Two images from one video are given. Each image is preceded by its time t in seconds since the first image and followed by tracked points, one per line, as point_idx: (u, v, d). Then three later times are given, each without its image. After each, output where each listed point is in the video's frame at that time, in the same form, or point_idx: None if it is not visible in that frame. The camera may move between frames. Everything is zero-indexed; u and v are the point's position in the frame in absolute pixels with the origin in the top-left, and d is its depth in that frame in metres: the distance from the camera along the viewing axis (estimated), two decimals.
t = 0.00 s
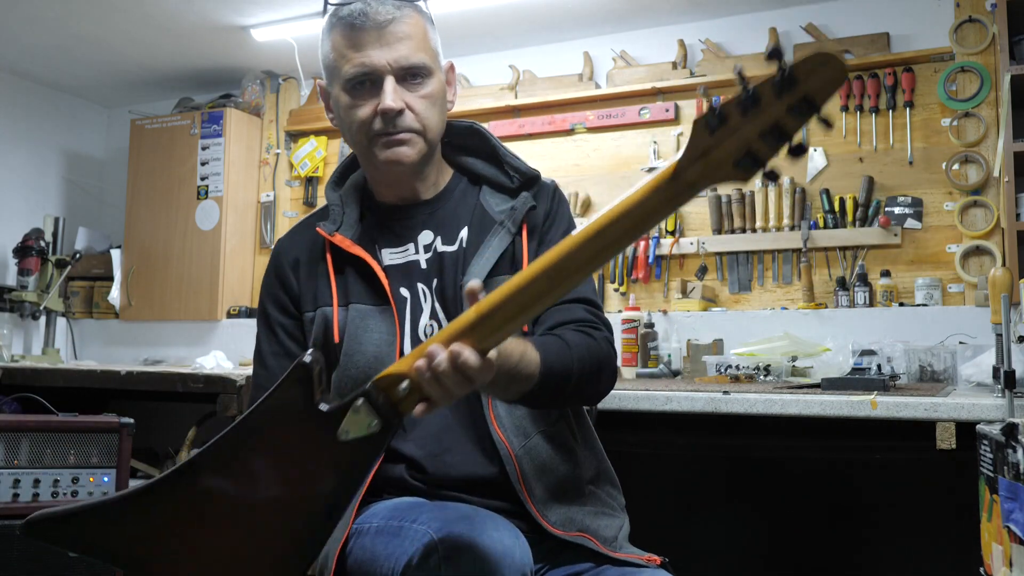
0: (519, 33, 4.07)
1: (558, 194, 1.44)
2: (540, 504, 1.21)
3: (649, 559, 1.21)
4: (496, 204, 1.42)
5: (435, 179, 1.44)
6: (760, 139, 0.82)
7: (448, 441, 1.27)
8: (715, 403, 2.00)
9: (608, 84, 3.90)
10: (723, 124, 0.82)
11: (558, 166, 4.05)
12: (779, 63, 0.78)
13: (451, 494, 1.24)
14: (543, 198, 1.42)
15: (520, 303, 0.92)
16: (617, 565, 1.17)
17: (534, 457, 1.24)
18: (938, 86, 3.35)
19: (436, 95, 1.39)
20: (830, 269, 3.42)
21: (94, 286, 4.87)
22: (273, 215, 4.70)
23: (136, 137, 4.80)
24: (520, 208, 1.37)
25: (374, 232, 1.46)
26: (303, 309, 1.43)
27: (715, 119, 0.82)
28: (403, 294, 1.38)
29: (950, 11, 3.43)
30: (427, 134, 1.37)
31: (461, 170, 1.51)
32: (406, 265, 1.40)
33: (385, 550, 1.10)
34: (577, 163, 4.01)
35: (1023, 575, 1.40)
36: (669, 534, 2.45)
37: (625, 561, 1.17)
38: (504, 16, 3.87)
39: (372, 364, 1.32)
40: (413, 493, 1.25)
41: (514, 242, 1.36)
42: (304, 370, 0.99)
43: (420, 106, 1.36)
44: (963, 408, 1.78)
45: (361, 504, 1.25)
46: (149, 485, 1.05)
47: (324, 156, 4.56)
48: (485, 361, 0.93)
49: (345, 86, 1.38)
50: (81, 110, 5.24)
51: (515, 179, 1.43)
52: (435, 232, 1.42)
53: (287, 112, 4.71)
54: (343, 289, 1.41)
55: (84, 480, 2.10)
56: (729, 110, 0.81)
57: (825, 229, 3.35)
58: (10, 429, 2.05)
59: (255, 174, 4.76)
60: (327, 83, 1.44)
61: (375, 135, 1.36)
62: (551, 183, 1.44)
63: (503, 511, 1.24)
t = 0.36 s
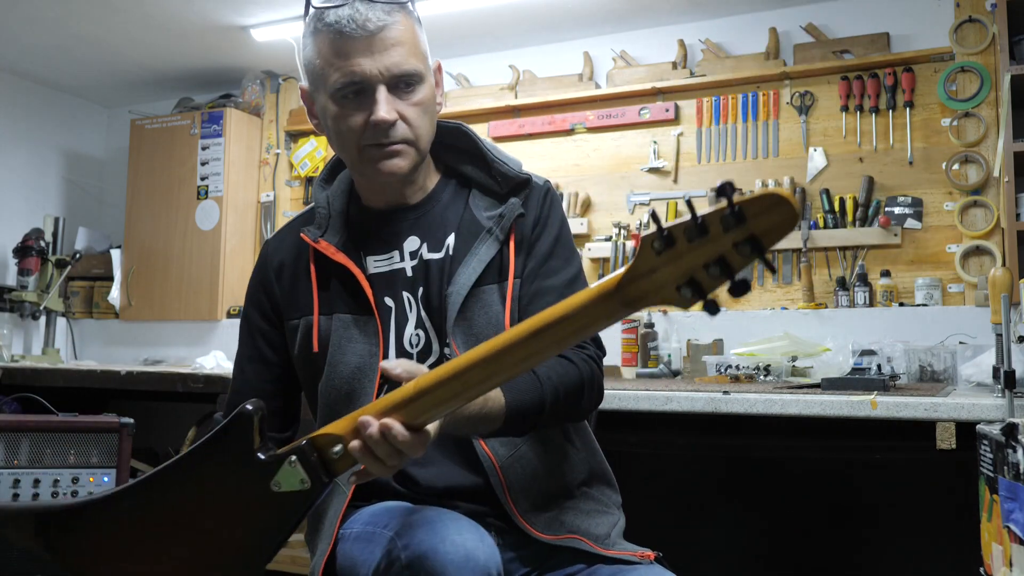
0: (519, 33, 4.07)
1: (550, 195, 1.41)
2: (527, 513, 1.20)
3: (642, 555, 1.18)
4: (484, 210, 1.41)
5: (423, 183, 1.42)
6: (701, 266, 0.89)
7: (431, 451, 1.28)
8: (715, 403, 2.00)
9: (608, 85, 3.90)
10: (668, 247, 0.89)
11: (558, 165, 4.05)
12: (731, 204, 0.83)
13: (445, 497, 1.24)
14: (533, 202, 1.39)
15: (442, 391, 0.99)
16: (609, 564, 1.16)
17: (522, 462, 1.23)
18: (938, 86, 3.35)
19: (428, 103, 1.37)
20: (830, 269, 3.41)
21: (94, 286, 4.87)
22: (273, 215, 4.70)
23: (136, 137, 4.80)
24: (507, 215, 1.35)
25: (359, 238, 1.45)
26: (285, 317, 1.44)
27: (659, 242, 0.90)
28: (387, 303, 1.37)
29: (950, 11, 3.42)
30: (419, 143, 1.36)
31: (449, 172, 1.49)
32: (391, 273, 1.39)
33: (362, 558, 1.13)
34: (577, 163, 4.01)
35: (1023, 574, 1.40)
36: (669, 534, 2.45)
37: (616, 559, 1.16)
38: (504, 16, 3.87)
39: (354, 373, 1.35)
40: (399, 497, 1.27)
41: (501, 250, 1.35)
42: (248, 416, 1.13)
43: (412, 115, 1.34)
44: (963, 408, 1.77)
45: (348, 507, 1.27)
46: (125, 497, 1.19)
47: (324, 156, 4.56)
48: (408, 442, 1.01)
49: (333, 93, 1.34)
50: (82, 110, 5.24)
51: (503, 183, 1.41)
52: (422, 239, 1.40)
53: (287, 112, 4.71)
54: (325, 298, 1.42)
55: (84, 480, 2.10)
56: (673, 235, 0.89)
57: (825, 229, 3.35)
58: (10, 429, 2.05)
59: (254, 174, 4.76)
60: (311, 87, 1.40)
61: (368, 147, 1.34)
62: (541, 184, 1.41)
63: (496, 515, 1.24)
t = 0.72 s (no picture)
0: (519, 33, 4.07)
1: (549, 200, 1.36)
2: (519, 515, 1.20)
3: (636, 553, 1.17)
4: (482, 211, 1.36)
5: (425, 180, 1.38)
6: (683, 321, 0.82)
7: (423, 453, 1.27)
8: (715, 403, 2.00)
9: (608, 85, 3.90)
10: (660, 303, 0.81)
11: (558, 165, 4.05)
12: (736, 272, 0.76)
13: (441, 497, 1.24)
14: (531, 205, 1.34)
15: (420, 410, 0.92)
16: (601, 562, 1.15)
17: (517, 463, 1.22)
18: (938, 86, 3.35)
19: (439, 96, 1.34)
20: (830, 269, 3.41)
21: (94, 286, 4.87)
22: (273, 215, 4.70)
23: (136, 137, 4.80)
24: (506, 216, 1.30)
25: (356, 235, 1.41)
26: (279, 310, 1.41)
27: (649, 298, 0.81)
28: (381, 301, 1.33)
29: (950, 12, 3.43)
30: (433, 137, 1.33)
31: (450, 171, 1.44)
32: (386, 270, 1.35)
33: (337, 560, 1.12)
34: (577, 163, 4.01)
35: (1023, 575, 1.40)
36: (669, 534, 2.44)
37: (608, 557, 1.15)
38: (504, 16, 3.87)
39: (343, 369, 1.29)
40: (391, 499, 1.26)
41: (498, 253, 1.31)
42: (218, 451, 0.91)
43: (428, 110, 1.31)
44: (964, 408, 1.77)
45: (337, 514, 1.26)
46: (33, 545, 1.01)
47: (324, 156, 4.56)
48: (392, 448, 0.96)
49: (349, 88, 1.30)
50: (82, 110, 5.24)
51: (500, 185, 1.36)
52: (419, 238, 1.36)
53: (287, 112, 4.71)
54: (320, 294, 1.38)
55: (83, 480, 2.10)
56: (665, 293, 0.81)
57: (825, 229, 3.35)
58: (10, 429, 2.05)
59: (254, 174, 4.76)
60: (323, 80, 1.36)
61: (383, 141, 1.30)
62: (540, 188, 1.36)
63: (491, 515, 1.23)
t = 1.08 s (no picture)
0: (519, 33, 4.06)
1: (555, 191, 1.33)
2: (529, 499, 1.16)
3: (638, 555, 1.16)
4: (488, 197, 1.34)
5: (436, 169, 1.37)
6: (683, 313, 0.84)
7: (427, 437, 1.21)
8: (714, 403, 2.00)
9: (608, 84, 3.90)
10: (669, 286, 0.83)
11: (558, 165, 4.05)
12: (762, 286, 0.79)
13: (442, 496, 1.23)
14: (536, 193, 1.32)
15: (451, 429, 0.90)
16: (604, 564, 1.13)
17: (526, 449, 1.18)
18: (938, 86, 3.35)
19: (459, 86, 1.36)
20: (830, 269, 3.41)
21: (94, 286, 4.87)
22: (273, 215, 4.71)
23: (136, 137, 4.80)
24: (509, 203, 1.28)
25: (365, 218, 1.39)
26: (289, 293, 1.36)
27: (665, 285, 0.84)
28: (386, 280, 1.30)
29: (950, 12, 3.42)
30: (450, 122, 1.33)
31: (455, 162, 1.42)
32: (393, 252, 1.32)
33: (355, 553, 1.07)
34: (577, 163, 4.01)
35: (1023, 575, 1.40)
36: (669, 535, 2.44)
37: (612, 560, 1.13)
38: (504, 16, 3.87)
39: (350, 348, 1.26)
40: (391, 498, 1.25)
41: (504, 237, 1.28)
42: None
43: (450, 94, 1.33)
44: (963, 409, 1.77)
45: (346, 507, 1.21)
46: None
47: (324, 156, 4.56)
48: (422, 472, 0.93)
49: (378, 62, 1.31)
50: (82, 110, 5.24)
51: (506, 171, 1.34)
52: (425, 222, 1.34)
53: (287, 112, 4.71)
54: (329, 276, 1.34)
55: (83, 480, 2.11)
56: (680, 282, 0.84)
57: (825, 229, 3.35)
58: (10, 430, 2.05)
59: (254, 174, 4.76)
60: (349, 57, 1.36)
61: (403, 116, 1.30)
62: (545, 179, 1.34)
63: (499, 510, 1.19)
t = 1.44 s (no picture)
0: (519, 33, 4.06)
1: (547, 185, 1.34)
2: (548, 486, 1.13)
3: (644, 558, 1.16)
4: (481, 191, 1.34)
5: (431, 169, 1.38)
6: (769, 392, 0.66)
7: (433, 427, 1.18)
8: (714, 403, 2.00)
9: (608, 84, 3.90)
10: (761, 357, 0.66)
11: (558, 165, 4.05)
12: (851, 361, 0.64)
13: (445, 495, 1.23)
14: (529, 187, 1.33)
15: (512, 492, 0.78)
16: (611, 565, 1.13)
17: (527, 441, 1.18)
18: (938, 86, 3.35)
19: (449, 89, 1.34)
20: (829, 269, 3.41)
21: (94, 286, 4.87)
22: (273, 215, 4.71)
23: (136, 137, 4.80)
24: (501, 193, 1.29)
25: (364, 215, 1.38)
26: (290, 291, 1.36)
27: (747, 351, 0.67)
28: (383, 275, 1.30)
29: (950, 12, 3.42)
30: (438, 127, 1.33)
31: (449, 159, 1.43)
32: (389, 247, 1.32)
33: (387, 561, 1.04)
34: (577, 163, 4.01)
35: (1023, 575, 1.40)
36: (669, 535, 2.44)
37: (620, 561, 1.13)
38: (504, 16, 3.86)
39: (350, 342, 1.26)
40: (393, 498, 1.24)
41: (497, 228, 1.28)
42: None
43: (436, 99, 1.32)
44: (963, 409, 1.77)
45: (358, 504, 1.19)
46: None
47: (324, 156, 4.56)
48: (482, 532, 0.83)
49: (362, 69, 1.32)
50: (82, 110, 5.24)
51: (500, 165, 1.35)
52: (421, 218, 1.33)
53: (287, 112, 4.71)
54: (329, 273, 1.34)
55: (83, 480, 2.11)
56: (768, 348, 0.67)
57: (825, 229, 3.36)
58: (10, 429, 2.06)
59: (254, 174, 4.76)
60: (339, 60, 1.37)
61: (386, 123, 1.31)
62: (540, 174, 1.35)
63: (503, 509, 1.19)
